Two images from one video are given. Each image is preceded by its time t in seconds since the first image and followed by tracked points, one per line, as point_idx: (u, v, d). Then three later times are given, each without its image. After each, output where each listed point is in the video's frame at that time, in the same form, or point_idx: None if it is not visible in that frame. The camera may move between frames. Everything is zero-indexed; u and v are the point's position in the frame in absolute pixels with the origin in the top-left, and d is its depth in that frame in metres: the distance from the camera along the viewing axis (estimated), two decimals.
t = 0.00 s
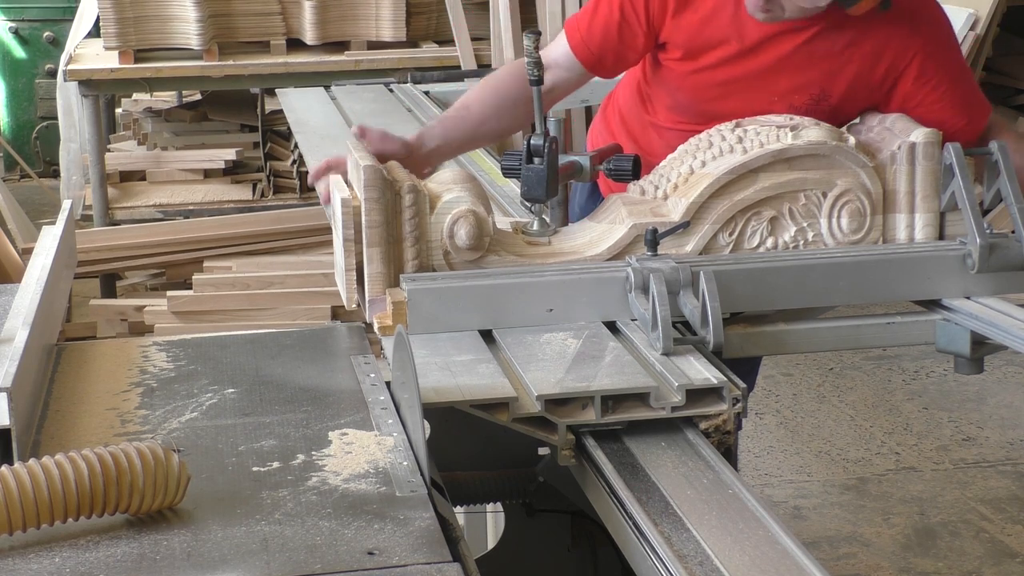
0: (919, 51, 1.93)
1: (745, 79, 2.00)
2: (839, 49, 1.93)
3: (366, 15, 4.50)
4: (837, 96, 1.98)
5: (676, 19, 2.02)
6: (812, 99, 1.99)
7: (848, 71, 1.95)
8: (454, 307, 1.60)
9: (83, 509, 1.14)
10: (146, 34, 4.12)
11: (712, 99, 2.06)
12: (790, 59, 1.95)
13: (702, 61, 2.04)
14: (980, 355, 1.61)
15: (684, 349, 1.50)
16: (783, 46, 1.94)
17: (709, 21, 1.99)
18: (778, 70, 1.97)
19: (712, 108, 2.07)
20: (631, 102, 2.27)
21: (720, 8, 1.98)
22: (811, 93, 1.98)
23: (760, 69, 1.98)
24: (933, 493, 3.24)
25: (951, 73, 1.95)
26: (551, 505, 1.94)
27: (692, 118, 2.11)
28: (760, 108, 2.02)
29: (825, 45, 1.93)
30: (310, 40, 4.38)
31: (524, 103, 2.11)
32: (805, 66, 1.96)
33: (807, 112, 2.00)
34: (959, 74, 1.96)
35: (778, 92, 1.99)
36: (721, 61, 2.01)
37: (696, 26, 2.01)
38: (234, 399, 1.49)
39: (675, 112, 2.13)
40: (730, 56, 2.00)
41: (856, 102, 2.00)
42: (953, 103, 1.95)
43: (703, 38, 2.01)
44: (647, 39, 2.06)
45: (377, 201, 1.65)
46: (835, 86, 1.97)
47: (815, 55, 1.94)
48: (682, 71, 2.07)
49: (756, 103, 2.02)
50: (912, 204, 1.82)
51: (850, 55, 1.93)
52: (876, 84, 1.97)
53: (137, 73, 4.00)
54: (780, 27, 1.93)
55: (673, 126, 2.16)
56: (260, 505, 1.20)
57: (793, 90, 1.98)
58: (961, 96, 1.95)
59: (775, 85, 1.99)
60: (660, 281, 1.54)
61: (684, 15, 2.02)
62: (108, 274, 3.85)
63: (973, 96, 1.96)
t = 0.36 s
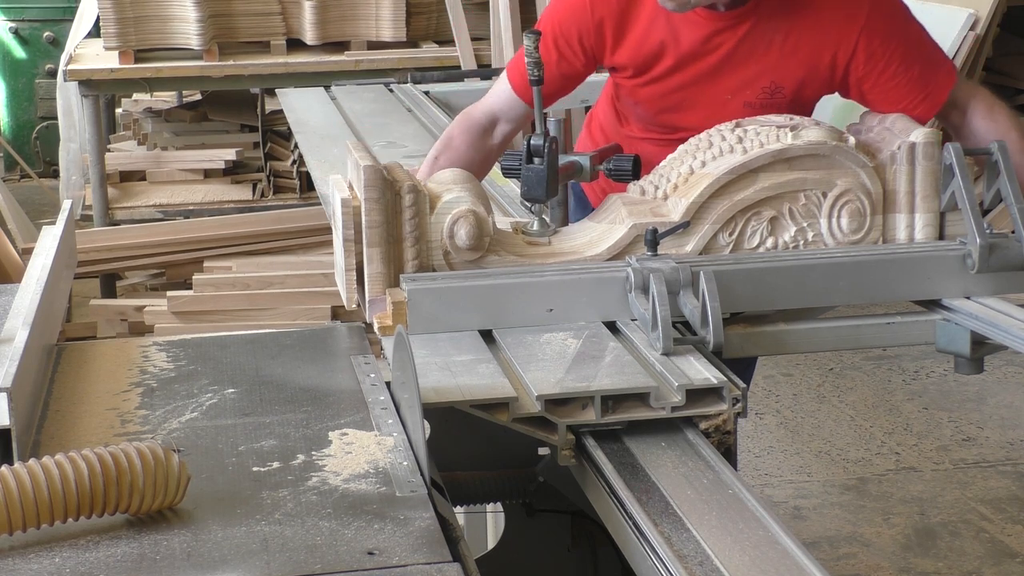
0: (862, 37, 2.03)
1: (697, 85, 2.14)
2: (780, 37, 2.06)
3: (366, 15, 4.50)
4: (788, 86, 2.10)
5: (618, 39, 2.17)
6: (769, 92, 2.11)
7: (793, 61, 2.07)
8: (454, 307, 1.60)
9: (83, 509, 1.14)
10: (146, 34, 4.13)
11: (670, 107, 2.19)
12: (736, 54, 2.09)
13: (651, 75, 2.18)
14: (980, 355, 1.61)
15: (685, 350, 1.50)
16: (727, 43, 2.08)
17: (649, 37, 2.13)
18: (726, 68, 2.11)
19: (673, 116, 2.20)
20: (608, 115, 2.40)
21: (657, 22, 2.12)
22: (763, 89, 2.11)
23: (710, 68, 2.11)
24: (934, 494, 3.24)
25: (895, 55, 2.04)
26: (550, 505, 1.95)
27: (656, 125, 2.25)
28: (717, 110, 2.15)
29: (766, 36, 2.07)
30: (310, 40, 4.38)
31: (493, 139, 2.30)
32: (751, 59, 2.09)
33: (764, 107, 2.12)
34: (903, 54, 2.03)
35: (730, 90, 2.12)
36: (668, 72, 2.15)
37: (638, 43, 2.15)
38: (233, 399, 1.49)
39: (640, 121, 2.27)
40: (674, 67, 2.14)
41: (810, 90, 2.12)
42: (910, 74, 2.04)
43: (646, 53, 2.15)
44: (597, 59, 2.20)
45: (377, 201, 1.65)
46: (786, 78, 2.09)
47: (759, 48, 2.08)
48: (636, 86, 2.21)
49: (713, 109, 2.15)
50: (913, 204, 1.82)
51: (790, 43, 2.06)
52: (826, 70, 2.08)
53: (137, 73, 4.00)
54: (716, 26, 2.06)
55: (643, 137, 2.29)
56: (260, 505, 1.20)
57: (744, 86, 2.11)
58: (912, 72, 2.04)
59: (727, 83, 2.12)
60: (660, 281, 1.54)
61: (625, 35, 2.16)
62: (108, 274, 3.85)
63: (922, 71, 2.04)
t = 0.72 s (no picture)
0: (816, 17, 2.12)
1: (676, 87, 2.16)
2: (751, 29, 2.10)
3: (366, 15, 4.51)
4: (767, 74, 2.14)
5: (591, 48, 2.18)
6: (747, 82, 2.14)
7: (766, 51, 2.12)
8: (454, 307, 1.60)
9: (83, 509, 1.14)
10: (146, 34, 4.13)
11: (651, 112, 2.21)
12: (711, 50, 2.11)
13: (628, 81, 2.19)
14: (979, 355, 1.61)
15: (684, 349, 1.50)
16: (702, 41, 2.10)
17: (622, 44, 2.14)
18: (703, 67, 2.13)
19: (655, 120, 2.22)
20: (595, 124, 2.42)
21: (628, 29, 2.13)
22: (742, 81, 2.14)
23: (685, 67, 2.13)
24: (934, 494, 3.24)
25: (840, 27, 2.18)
26: (550, 505, 1.94)
27: (640, 129, 2.26)
28: (700, 109, 2.17)
29: (738, 29, 2.10)
30: (310, 40, 4.38)
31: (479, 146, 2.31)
32: (727, 54, 2.12)
33: (745, 99, 2.16)
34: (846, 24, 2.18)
35: (711, 88, 2.14)
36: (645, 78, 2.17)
37: (611, 52, 2.15)
38: (233, 399, 1.49)
39: (624, 127, 2.29)
40: (650, 72, 2.15)
41: (783, 78, 2.17)
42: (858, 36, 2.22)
43: (621, 61, 2.15)
44: (571, 68, 2.22)
45: (377, 202, 1.65)
46: (761, 65, 2.13)
47: (733, 42, 2.11)
48: (615, 92, 2.23)
49: (695, 109, 2.18)
50: (913, 204, 1.82)
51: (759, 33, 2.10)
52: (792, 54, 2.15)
53: (137, 73, 4.00)
54: (688, 25, 2.08)
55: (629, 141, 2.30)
56: (260, 505, 1.20)
57: (723, 81, 2.14)
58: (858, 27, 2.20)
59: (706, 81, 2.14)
60: (660, 281, 1.54)
61: (597, 44, 2.17)
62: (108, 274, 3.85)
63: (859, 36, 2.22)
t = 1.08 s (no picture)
0: (803, 22, 2.14)
1: (665, 88, 2.16)
2: (741, 32, 2.10)
3: (366, 15, 4.51)
4: (756, 78, 2.15)
5: (580, 46, 2.16)
6: (737, 86, 2.14)
7: (756, 53, 2.12)
8: (454, 307, 1.60)
9: (83, 509, 1.14)
10: (146, 34, 4.12)
11: (640, 112, 2.20)
12: (701, 52, 2.11)
13: (617, 81, 2.18)
14: (980, 355, 1.61)
15: (684, 350, 1.50)
16: (694, 42, 2.09)
17: (611, 43, 2.12)
18: (694, 68, 2.13)
19: (643, 121, 2.22)
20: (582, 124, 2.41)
21: (616, 29, 2.11)
22: (731, 84, 2.14)
23: (675, 69, 2.12)
24: (934, 494, 3.24)
25: (829, 38, 2.21)
26: (549, 505, 1.94)
27: (627, 129, 2.26)
28: (689, 110, 2.17)
29: (730, 31, 2.10)
30: (310, 40, 4.38)
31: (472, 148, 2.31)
32: (719, 56, 2.11)
33: (733, 103, 2.16)
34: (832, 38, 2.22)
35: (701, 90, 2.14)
36: (634, 78, 2.16)
37: (600, 51, 2.13)
38: (233, 399, 1.49)
39: (612, 127, 2.28)
40: (640, 72, 2.14)
41: (770, 81, 2.18)
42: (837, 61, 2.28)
43: (610, 61, 2.14)
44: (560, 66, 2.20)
45: (377, 201, 1.65)
46: (750, 68, 2.13)
47: (725, 43, 2.10)
48: (603, 91, 2.22)
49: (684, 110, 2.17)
50: (913, 204, 1.82)
51: (749, 34, 2.11)
52: (780, 57, 2.15)
53: (137, 73, 4.00)
54: (679, 26, 2.08)
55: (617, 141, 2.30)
56: (260, 505, 1.20)
57: (714, 84, 2.14)
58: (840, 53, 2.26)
59: (697, 83, 2.14)
60: (660, 281, 1.54)
61: (587, 42, 2.15)
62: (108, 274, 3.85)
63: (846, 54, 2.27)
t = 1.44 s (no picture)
0: (805, 22, 2.14)
1: (665, 86, 2.16)
2: (744, 30, 2.10)
3: (366, 15, 4.51)
4: (757, 78, 2.15)
5: (581, 43, 2.16)
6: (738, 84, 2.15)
7: (757, 51, 2.13)
8: (453, 307, 1.60)
9: (82, 509, 1.14)
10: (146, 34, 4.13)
11: (640, 110, 2.20)
12: (703, 49, 2.11)
13: (617, 79, 2.18)
14: (980, 355, 1.61)
15: (685, 350, 1.50)
16: (695, 39, 2.09)
17: (612, 40, 2.12)
18: (696, 65, 2.13)
19: (642, 119, 2.21)
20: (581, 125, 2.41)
21: (617, 26, 2.12)
22: (731, 83, 2.14)
23: (677, 66, 2.13)
24: (934, 494, 3.24)
25: (832, 42, 2.21)
26: (549, 505, 1.94)
27: (627, 128, 2.25)
28: (689, 107, 2.17)
29: (732, 29, 2.10)
30: (310, 40, 4.38)
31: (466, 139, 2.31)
32: (720, 54, 2.12)
33: (733, 102, 2.16)
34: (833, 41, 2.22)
35: (701, 88, 2.14)
36: (633, 76, 2.16)
37: (600, 48, 2.13)
38: (233, 399, 1.49)
39: (612, 126, 2.28)
40: (640, 69, 2.14)
41: (770, 81, 2.18)
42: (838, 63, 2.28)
43: (611, 58, 2.14)
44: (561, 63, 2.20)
45: (377, 201, 1.65)
46: (751, 67, 2.13)
47: (727, 41, 2.11)
48: (603, 89, 2.21)
49: (683, 108, 2.17)
50: (913, 205, 1.83)
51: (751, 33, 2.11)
52: (781, 57, 2.16)
53: (137, 73, 4.00)
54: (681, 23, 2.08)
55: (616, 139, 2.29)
56: (260, 505, 1.20)
57: (715, 82, 2.14)
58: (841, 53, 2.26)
59: (697, 81, 2.14)
60: (660, 281, 1.54)
61: (587, 39, 2.15)
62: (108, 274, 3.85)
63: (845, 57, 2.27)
